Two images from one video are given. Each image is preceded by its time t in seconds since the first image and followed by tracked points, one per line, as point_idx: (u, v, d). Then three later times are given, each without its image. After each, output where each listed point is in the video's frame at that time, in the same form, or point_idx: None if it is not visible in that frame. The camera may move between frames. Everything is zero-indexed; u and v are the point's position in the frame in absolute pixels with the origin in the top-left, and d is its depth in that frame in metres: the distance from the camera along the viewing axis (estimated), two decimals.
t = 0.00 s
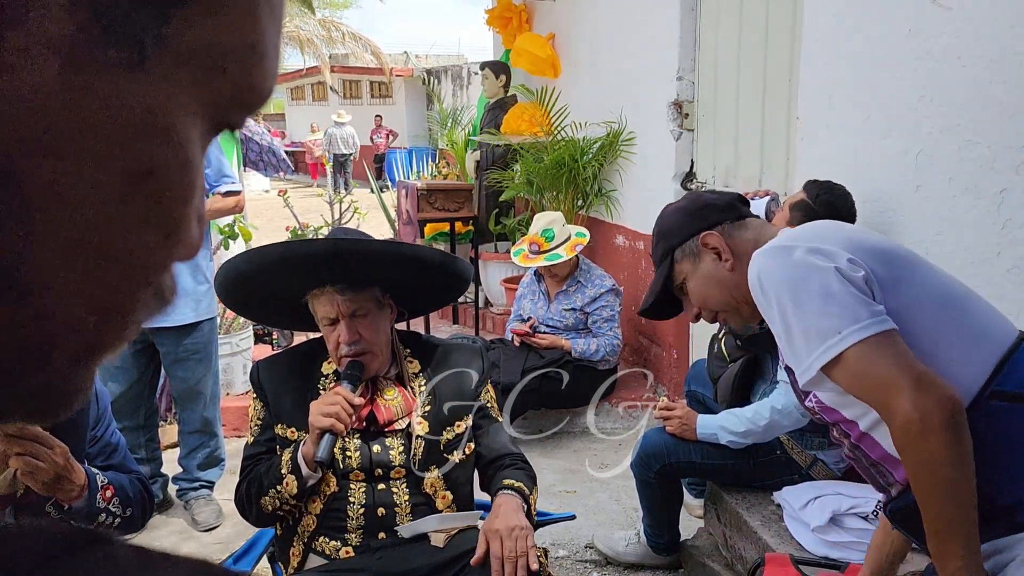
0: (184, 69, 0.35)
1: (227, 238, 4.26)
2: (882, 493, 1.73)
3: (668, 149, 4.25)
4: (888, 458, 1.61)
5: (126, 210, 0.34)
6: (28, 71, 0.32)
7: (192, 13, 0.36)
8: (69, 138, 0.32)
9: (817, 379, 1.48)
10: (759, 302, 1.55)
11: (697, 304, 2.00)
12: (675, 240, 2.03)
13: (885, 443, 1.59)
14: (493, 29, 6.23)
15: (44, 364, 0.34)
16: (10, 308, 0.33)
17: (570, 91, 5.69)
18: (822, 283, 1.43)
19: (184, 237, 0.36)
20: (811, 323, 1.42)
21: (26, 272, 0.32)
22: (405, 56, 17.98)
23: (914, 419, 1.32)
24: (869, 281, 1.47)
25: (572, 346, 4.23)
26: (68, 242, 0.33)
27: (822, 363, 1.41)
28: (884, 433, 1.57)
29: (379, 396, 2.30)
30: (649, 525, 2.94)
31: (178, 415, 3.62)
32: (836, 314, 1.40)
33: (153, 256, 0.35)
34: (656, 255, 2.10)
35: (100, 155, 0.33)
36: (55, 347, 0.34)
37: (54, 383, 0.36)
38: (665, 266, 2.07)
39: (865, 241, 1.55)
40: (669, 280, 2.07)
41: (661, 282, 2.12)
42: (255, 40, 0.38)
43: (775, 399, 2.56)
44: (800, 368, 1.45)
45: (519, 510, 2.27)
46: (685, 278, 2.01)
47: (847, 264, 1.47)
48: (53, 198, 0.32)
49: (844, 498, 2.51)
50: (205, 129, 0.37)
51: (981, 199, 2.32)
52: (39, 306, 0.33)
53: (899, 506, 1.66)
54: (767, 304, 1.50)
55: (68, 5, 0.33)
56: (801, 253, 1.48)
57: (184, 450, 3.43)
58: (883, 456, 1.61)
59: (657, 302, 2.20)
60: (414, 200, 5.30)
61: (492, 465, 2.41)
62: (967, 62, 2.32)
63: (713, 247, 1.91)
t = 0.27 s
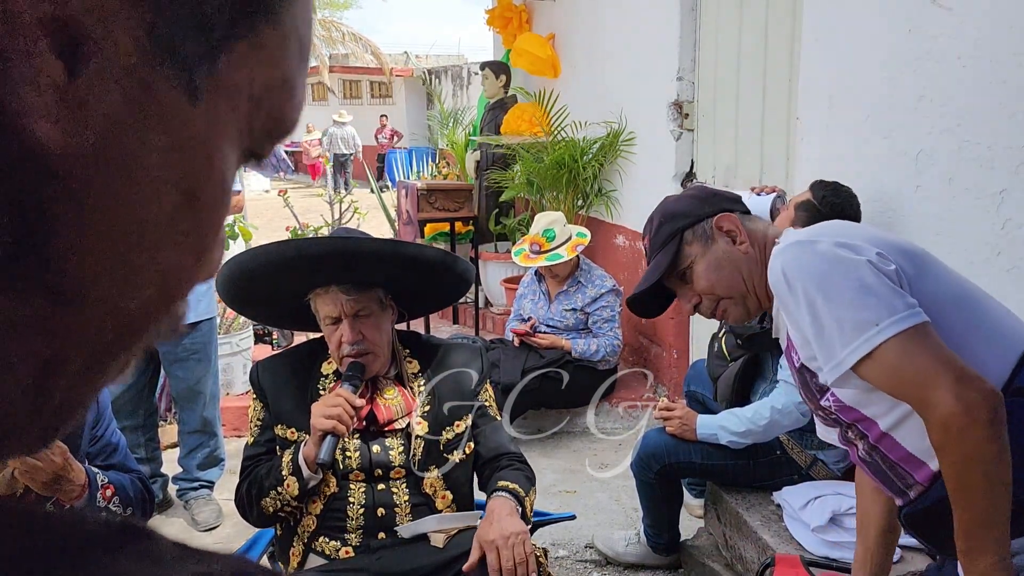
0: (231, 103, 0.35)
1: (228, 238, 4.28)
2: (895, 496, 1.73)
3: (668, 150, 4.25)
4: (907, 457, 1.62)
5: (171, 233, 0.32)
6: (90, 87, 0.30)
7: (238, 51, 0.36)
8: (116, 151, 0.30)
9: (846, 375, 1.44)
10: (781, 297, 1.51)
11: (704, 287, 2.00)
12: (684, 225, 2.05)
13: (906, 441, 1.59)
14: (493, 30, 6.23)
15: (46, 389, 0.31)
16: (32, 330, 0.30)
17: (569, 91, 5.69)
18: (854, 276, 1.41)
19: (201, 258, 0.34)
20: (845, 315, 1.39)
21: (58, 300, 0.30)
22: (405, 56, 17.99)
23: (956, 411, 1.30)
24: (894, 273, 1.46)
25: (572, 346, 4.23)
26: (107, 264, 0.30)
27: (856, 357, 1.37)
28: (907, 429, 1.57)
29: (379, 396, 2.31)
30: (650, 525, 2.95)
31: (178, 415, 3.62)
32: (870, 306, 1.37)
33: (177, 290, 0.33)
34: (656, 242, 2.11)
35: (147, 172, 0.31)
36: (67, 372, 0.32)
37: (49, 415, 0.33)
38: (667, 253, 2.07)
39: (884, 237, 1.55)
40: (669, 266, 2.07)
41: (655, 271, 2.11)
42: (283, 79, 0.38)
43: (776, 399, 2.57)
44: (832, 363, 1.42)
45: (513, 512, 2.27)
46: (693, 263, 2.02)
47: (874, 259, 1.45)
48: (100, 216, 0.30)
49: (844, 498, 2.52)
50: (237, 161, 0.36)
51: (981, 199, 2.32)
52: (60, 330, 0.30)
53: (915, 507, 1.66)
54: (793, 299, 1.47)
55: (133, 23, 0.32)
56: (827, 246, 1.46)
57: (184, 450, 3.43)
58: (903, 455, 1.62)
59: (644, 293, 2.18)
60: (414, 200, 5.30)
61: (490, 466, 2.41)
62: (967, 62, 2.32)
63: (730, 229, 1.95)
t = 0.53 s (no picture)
0: (235, 110, 0.32)
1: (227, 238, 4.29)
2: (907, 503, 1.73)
3: (668, 150, 4.24)
4: (918, 465, 1.62)
5: (171, 245, 0.30)
6: (99, 89, 0.28)
7: (247, 48, 0.32)
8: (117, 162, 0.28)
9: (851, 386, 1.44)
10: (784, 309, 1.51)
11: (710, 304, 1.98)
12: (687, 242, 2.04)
13: (917, 450, 1.59)
14: (493, 30, 6.23)
15: (36, 397, 0.30)
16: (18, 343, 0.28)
17: (569, 91, 5.69)
18: (854, 287, 1.41)
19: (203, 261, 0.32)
20: (847, 327, 1.39)
21: (52, 313, 0.28)
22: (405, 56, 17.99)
23: (966, 417, 1.30)
24: (895, 281, 1.46)
25: (572, 346, 4.23)
26: (101, 280, 0.29)
27: (863, 366, 1.37)
28: (918, 438, 1.58)
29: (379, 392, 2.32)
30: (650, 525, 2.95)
31: (178, 415, 3.62)
32: (874, 315, 1.37)
33: (177, 303, 0.31)
34: (658, 259, 2.10)
35: (147, 187, 0.29)
36: (58, 384, 0.30)
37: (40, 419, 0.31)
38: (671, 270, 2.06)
39: (881, 246, 1.56)
40: (674, 284, 2.06)
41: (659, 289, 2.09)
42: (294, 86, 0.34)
43: (776, 399, 2.57)
44: (836, 375, 1.42)
45: (508, 515, 2.26)
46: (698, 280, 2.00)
47: (874, 269, 1.46)
48: (102, 230, 0.28)
49: (845, 498, 2.52)
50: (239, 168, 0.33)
51: (982, 199, 2.31)
52: (49, 344, 0.29)
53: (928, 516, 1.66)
54: (796, 311, 1.46)
55: (143, 20, 0.29)
56: (828, 257, 1.46)
57: (184, 450, 3.43)
58: (914, 463, 1.62)
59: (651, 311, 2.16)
60: (413, 200, 5.30)
61: (489, 469, 2.42)
62: (968, 62, 2.32)
63: (733, 243, 1.93)
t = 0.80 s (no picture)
0: (238, 111, 0.32)
1: (227, 238, 4.29)
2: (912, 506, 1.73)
3: (668, 150, 4.24)
4: (925, 466, 1.62)
5: (170, 243, 0.30)
6: (108, 89, 0.29)
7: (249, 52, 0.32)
8: (120, 158, 0.28)
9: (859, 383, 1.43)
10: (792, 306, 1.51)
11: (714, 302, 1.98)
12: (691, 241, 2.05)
13: (924, 450, 1.60)
14: (492, 29, 6.23)
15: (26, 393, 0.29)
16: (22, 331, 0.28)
17: (569, 90, 5.69)
18: (866, 285, 1.41)
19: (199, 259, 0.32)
20: (857, 324, 1.38)
21: (53, 328, 0.28)
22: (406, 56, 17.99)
23: (976, 420, 1.28)
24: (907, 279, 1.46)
25: (572, 346, 4.23)
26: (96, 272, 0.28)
27: (873, 365, 1.37)
28: (926, 438, 1.58)
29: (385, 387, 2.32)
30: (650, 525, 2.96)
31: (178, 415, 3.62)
32: (885, 314, 1.37)
33: (176, 303, 0.31)
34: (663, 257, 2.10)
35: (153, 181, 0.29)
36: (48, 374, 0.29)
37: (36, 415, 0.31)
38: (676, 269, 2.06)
39: (892, 243, 1.56)
40: (680, 281, 2.05)
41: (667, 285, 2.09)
42: (288, 89, 0.34)
43: (776, 399, 2.56)
44: (844, 372, 1.41)
45: (505, 516, 2.26)
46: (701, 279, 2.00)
47: (887, 267, 1.45)
48: (107, 236, 0.28)
49: (845, 498, 2.52)
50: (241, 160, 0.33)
51: (980, 199, 2.32)
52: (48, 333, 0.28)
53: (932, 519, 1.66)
54: (804, 307, 1.46)
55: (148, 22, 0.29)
56: (839, 255, 1.46)
57: (184, 450, 3.44)
58: (920, 464, 1.62)
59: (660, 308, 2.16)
60: (413, 200, 5.29)
61: (485, 474, 2.42)
62: (967, 62, 2.32)
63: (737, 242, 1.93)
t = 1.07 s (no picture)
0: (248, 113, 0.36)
1: (226, 238, 4.29)
2: (908, 490, 1.74)
3: (668, 150, 4.25)
4: (930, 454, 1.62)
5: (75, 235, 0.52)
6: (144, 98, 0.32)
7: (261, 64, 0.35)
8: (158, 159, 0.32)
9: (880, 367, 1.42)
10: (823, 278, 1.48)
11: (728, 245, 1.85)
12: (712, 179, 1.91)
13: (932, 438, 1.59)
14: (492, 29, 6.22)
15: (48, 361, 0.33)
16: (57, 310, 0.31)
17: (569, 91, 5.69)
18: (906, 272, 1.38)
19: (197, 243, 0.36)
20: (892, 310, 1.36)
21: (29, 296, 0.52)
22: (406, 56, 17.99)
23: (999, 422, 1.28)
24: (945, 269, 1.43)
25: (572, 347, 4.23)
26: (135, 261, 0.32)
27: (900, 353, 1.35)
28: (939, 427, 1.57)
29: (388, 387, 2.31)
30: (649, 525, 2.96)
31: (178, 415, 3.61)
32: (923, 302, 1.35)
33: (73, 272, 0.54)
34: (678, 195, 1.96)
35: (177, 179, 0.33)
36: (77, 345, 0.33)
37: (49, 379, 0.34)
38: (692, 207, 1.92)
39: (930, 228, 1.53)
40: (694, 221, 1.90)
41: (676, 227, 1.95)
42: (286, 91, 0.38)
43: (776, 399, 2.56)
44: (868, 355, 1.40)
45: (507, 517, 2.26)
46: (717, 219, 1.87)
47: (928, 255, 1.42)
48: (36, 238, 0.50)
49: (844, 498, 2.52)
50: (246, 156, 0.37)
51: (980, 200, 2.32)
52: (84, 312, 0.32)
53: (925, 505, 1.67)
54: (837, 282, 1.43)
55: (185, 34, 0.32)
56: (880, 235, 1.43)
57: (184, 450, 3.43)
58: (926, 451, 1.62)
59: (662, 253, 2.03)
60: (413, 200, 5.29)
61: (485, 475, 2.42)
62: (967, 63, 2.32)
63: (764, 186, 1.82)
